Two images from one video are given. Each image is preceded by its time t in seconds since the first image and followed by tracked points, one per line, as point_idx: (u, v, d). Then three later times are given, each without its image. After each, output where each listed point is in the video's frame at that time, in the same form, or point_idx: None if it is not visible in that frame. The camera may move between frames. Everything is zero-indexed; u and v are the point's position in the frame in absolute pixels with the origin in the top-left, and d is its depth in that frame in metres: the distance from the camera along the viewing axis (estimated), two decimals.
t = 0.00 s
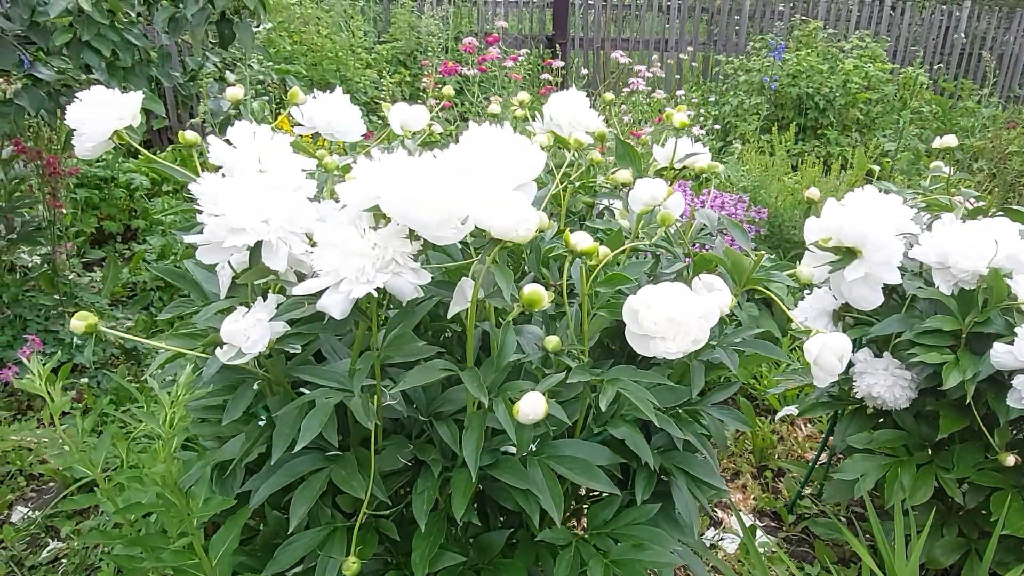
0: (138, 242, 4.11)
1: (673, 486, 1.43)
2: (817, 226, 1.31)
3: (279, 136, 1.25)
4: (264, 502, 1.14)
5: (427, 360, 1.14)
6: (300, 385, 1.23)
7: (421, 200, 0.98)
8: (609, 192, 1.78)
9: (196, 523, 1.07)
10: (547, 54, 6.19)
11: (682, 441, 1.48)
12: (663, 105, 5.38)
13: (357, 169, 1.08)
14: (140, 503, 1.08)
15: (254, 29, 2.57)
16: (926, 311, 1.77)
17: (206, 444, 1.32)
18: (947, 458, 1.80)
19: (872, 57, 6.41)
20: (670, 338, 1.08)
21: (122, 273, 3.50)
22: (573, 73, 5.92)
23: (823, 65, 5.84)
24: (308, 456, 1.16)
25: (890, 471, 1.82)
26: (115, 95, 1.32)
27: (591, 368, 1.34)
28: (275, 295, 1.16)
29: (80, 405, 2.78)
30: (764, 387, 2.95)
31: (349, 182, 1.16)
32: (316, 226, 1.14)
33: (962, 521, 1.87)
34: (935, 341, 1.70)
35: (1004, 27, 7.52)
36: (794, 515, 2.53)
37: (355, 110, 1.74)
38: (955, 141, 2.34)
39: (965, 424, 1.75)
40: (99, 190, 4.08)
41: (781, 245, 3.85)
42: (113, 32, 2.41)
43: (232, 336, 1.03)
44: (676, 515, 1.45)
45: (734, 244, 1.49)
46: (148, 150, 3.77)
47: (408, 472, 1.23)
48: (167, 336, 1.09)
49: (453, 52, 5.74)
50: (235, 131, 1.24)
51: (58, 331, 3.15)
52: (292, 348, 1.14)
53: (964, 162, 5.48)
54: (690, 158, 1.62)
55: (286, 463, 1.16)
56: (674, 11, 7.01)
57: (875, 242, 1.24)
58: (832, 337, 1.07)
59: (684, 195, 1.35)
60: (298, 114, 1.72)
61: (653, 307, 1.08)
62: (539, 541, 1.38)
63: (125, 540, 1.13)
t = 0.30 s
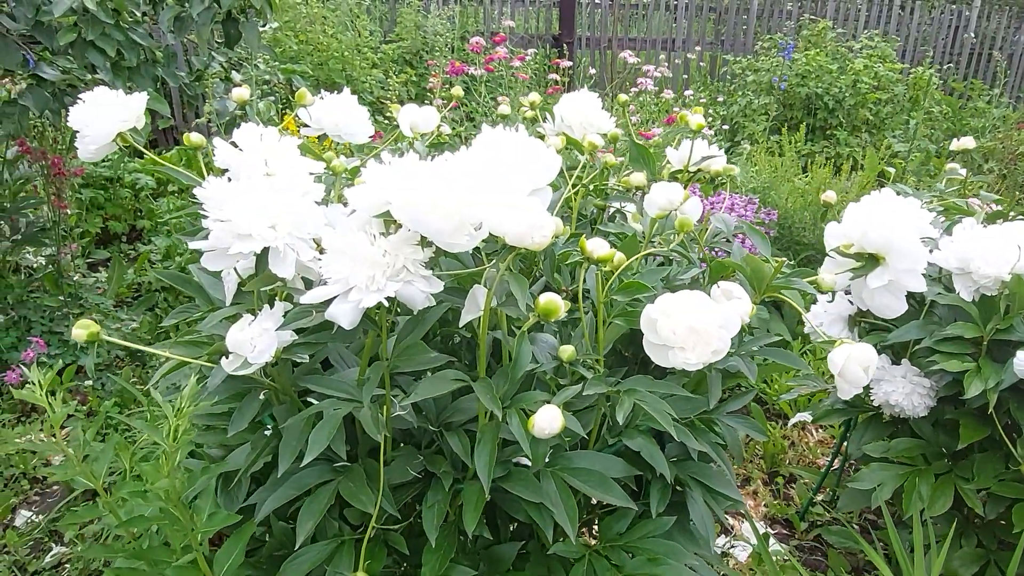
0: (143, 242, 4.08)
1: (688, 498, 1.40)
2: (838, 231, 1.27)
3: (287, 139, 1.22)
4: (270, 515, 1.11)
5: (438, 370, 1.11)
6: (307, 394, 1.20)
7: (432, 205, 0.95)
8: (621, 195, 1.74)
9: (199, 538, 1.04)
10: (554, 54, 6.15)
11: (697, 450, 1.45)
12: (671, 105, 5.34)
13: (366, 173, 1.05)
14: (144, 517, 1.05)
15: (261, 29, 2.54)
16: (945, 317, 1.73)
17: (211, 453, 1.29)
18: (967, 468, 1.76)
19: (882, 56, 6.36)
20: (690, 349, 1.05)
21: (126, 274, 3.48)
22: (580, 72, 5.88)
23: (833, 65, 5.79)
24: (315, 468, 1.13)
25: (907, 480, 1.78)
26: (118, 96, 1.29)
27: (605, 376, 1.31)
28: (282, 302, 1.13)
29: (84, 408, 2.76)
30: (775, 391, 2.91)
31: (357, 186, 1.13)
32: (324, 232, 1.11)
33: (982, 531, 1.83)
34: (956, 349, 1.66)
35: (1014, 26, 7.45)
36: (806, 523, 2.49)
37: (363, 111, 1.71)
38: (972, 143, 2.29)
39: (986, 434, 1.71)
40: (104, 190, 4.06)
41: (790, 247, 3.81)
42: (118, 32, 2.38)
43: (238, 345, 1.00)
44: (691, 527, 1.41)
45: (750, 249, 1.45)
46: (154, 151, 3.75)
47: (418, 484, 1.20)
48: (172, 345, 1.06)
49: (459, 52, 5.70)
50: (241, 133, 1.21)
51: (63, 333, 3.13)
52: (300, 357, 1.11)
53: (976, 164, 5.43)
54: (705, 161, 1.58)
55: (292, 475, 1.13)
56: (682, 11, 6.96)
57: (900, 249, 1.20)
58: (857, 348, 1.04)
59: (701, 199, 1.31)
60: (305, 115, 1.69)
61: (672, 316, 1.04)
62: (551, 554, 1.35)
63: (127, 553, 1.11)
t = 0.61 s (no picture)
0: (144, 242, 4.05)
1: (702, 513, 1.35)
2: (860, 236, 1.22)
3: (286, 139, 1.18)
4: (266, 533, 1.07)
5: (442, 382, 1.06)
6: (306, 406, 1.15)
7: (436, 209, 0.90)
8: (631, 197, 1.69)
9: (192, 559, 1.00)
10: (558, 53, 6.10)
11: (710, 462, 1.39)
12: (677, 105, 5.28)
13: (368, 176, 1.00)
14: (133, 535, 1.00)
15: (261, 27, 2.49)
16: (964, 325, 1.68)
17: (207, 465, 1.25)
18: (986, 480, 1.71)
19: (890, 56, 6.29)
20: (707, 361, 1.00)
21: (127, 275, 3.44)
22: (584, 72, 5.83)
23: (840, 65, 5.73)
24: (314, 483, 1.08)
25: (925, 492, 1.72)
26: (111, 95, 1.24)
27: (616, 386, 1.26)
28: (280, 310, 1.08)
29: (81, 411, 2.72)
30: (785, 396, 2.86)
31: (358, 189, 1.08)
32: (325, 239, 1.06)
33: (1001, 544, 1.78)
34: (977, 357, 1.60)
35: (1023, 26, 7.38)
36: (817, 532, 2.44)
37: (365, 111, 1.66)
38: (990, 144, 2.23)
39: (1007, 445, 1.66)
40: (105, 190, 4.02)
41: (799, 249, 3.76)
42: (116, 30, 2.34)
43: (232, 356, 0.95)
44: (704, 543, 1.36)
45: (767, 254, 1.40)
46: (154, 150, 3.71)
47: (421, 499, 1.16)
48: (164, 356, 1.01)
49: (463, 51, 5.65)
50: (238, 134, 1.17)
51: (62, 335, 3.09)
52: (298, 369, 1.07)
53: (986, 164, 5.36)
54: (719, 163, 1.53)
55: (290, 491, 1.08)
56: (688, 10, 6.90)
57: (925, 256, 1.15)
58: (883, 361, 0.99)
59: (716, 203, 1.26)
60: (305, 114, 1.65)
61: (688, 327, 0.99)
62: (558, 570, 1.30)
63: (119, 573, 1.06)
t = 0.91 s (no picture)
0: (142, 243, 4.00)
1: (711, 531, 1.30)
2: (876, 243, 1.17)
3: (277, 144, 1.13)
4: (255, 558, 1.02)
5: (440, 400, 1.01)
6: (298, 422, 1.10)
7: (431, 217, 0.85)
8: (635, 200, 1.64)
9: None
10: (559, 52, 6.04)
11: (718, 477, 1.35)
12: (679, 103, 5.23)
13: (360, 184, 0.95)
14: (115, 561, 0.96)
15: (256, 26, 2.44)
16: (979, 332, 1.62)
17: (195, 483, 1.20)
18: (1002, 492, 1.65)
19: (894, 53, 6.23)
20: (718, 378, 0.94)
21: (123, 278, 3.40)
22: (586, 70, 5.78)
23: (844, 63, 5.68)
24: (305, 505, 1.04)
25: (938, 504, 1.67)
26: (95, 99, 1.19)
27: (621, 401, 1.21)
28: (270, 324, 1.03)
29: (76, 417, 2.68)
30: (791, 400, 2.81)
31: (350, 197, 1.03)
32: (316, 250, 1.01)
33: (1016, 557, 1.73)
34: (993, 366, 1.55)
35: None
36: (824, 541, 2.38)
37: (361, 112, 1.61)
38: (1002, 144, 2.17)
39: None
40: (102, 191, 3.97)
41: (803, 250, 3.71)
42: (107, 29, 2.29)
43: (218, 374, 0.90)
44: (713, 562, 1.31)
45: (778, 261, 1.35)
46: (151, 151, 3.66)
47: (418, 520, 1.11)
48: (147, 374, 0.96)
49: (464, 49, 5.60)
50: (226, 138, 1.12)
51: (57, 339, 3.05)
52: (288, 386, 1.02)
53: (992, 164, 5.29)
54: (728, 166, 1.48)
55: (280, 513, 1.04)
56: (690, 8, 6.84)
57: (945, 265, 1.10)
58: (903, 378, 0.93)
59: (725, 210, 1.20)
60: (301, 117, 1.60)
61: (698, 343, 0.94)
62: None
63: None
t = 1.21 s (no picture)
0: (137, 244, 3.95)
1: (717, 547, 1.25)
2: (892, 248, 1.12)
3: (262, 146, 1.07)
4: None
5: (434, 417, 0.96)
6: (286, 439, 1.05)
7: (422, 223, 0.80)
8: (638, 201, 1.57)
9: None
10: (558, 48, 5.99)
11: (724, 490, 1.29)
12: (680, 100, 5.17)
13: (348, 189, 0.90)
14: None
15: (248, 23, 2.38)
16: (994, 338, 1.57)
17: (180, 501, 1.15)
18: (1017, 502, 1.60)
19: (897, 49, 6.17)
20: (728, 395, 0.89)
21: (117, 279, 3.35)
22: (586, 66, 5.72)
23: (847, 59, 5.62)
24: (293, 527, 0.99)
25: (951, 515, 1.62)
26: (72, 99, 1.14)
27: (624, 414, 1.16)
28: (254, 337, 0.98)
29: (69, 423, 2.64)
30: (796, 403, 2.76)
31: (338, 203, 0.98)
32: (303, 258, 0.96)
33: None
34: (1011, 373, 1.48)
35: None
36: (831, 547, 2.34)
37: (355, 111, 1.56)
38: (1014, 142, 2.11)
39: None
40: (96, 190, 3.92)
41: (807, 248, 3.67)
42: (95, 26, 2.23)
43: (198, 392, 0.85)
44: None
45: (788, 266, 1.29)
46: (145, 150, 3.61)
47: (411, 541, 1.06)
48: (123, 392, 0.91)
49: (462, 46, 5.54)
50: (208, 141, 1.06)
51: (49, 342, 3.00)
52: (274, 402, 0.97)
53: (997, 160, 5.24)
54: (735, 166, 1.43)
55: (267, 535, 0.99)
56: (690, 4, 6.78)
57: (965, 271, 1.04)
58: (926, 393, 0.88)
59: (733, 214, 1.15)
60: (291, 117, 1.54)
61: (707, 357, 0.89)
62: None
63: None
